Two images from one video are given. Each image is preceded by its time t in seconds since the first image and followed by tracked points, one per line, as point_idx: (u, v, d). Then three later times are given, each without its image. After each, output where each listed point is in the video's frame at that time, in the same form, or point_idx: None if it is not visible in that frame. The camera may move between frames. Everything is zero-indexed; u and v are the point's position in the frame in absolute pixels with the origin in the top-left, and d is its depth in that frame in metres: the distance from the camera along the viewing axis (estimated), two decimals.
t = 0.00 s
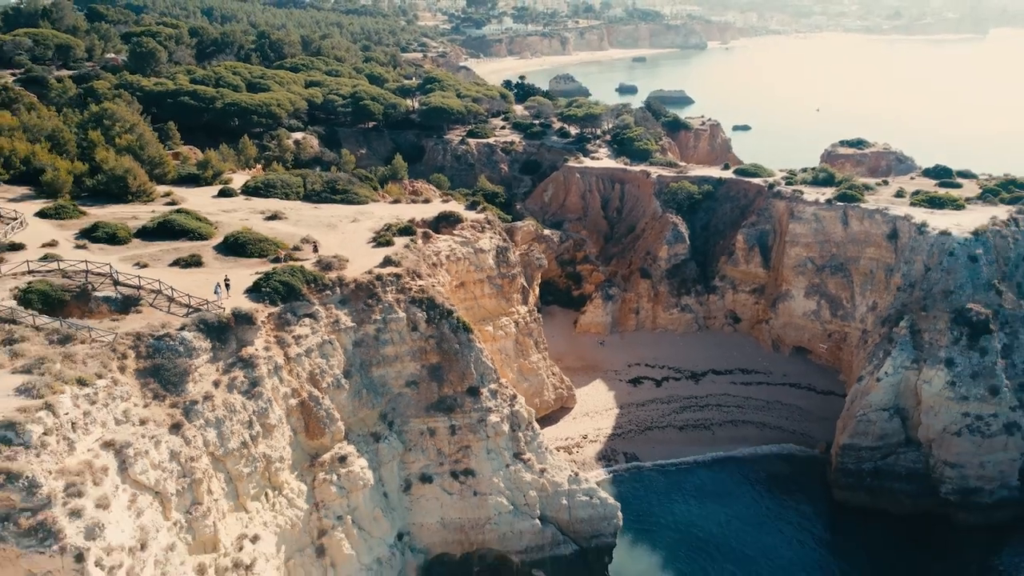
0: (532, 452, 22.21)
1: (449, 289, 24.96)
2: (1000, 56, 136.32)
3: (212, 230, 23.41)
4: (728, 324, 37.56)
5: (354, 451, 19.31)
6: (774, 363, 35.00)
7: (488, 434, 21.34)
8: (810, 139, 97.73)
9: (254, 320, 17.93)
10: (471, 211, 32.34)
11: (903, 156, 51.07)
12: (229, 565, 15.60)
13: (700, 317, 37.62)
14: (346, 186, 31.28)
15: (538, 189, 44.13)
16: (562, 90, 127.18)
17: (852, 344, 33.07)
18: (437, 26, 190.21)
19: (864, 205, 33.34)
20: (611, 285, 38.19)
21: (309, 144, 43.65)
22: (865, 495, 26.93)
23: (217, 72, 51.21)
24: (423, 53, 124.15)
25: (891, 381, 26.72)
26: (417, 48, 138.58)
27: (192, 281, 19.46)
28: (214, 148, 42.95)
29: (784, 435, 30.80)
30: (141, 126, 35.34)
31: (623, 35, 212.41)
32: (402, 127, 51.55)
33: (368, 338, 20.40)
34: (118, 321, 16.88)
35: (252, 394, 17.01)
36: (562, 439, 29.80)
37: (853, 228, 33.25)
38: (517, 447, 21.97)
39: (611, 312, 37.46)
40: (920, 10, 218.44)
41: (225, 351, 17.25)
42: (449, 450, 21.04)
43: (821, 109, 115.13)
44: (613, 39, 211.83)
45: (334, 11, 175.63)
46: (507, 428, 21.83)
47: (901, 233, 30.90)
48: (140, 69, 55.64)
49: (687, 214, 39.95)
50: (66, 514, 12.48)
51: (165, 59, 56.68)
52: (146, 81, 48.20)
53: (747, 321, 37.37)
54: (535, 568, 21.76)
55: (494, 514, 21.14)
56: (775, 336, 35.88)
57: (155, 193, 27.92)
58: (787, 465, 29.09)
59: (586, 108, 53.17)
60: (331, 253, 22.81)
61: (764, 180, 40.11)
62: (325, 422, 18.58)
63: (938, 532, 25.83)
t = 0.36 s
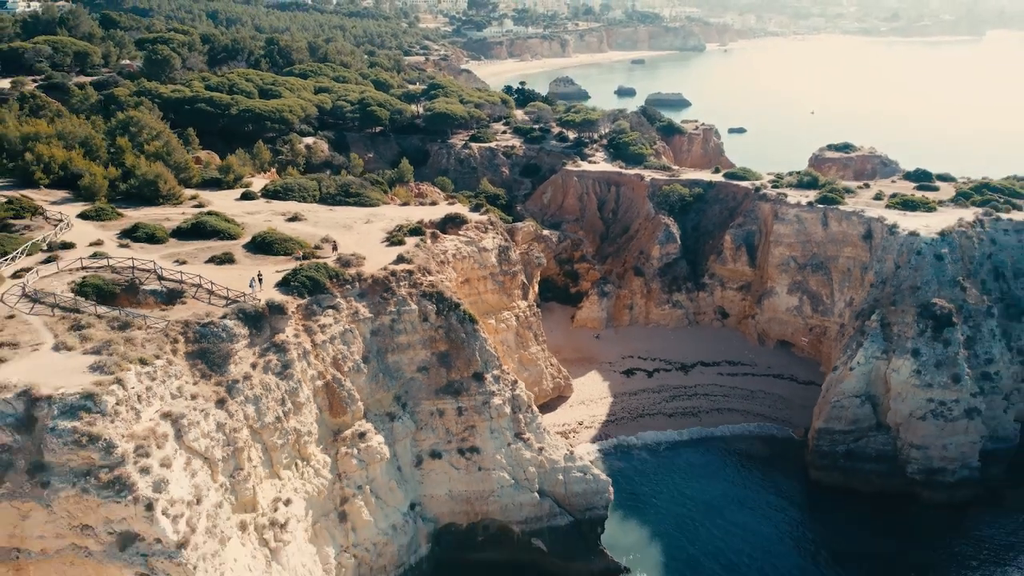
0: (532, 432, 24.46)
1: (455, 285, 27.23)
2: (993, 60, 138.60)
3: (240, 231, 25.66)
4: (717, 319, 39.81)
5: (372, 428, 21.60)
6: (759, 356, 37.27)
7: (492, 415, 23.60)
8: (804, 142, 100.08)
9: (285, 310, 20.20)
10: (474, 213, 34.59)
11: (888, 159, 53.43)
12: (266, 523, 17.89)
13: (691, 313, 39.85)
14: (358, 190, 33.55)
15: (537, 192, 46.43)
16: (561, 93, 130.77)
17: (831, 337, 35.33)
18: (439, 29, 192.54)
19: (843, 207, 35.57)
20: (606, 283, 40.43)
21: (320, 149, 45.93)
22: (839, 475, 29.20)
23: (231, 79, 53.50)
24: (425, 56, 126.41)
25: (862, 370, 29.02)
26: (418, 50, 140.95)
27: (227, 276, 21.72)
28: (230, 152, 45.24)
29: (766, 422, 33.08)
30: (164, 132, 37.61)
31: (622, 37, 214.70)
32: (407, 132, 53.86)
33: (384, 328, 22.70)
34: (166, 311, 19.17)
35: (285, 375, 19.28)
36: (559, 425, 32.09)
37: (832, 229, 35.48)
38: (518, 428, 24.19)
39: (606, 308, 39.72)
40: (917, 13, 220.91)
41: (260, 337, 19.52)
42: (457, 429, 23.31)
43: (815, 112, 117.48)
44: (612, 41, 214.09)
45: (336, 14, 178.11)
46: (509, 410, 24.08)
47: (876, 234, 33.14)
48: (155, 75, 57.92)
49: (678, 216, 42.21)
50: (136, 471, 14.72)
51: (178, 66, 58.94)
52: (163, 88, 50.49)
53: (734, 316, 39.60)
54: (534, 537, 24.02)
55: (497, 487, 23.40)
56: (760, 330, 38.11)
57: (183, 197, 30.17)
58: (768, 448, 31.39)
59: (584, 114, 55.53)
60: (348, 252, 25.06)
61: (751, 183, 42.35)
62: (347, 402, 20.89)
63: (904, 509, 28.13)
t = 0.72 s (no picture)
0: (531, 415, 26.68)
1: (460, 281, 29.44)
2: (988, 63, 140.76)
3: (263, 231, 27.88)
4: (707, 315, 41.99)
5: (386, 409, 23.85)
6: (746, 349, 39.48)
7: (494, 400, 25.81)
8: (799, 145, 102.49)
9: (309, 302, 22.44)
10: (478, 214, 36.80)
11: (873, 162, 55.71)
12: (295, 491, 20.04)
13: (683, 309, 42.01)
14: (369, 192, 35.77)
15: (537, 194, 48.65)
16: (560, 95, 133.84)
17: (813, 331, 37.53)
18: (440, 31, 194.92)
19: (824, 209, 37.75)
20: (602, 280, 42.61)
21: (329, 153, 48.16)
22: (816, 458, 31.45)
23: (243, 85, 55.77)
24: (427, 59, 128.71)
25: (839, 360, 31.29)
26: (419, 53, 143.47)
27: (256, 272, 23.96)
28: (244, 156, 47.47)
29: (751, 410, 35.33)
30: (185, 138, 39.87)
31: (621, 39, 217.03)
32: (412, 136, 56.12)
33: (397, 319, 24.97)
34: (204, 302, 21.43)
35: (310, 360, 21.53)
36: (557, 412, 34.35)
37: (814, 230, 37.67)
38: (519, 411, 26.39)
39: (602, 304, 41.93)
40: (913, 15, 223.50)
41: (288, 326, 21.76)
42: (462, 412, 25.56)
43: (811, 115, 119.81)
44: (611, 43, 216.36)
45: (339, 17, 180.67)
46: (511, 395, 26.30)
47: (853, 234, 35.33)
48: (169, 81, 60.15)
49: (671, 216, 44.38)
50: (188, 439, 16.94)
51: (191, 72, 61.17)
52: (179, 94, 52.76)
53: (723, 311, 41.77)
54: (533, 511, 26.27)
55: (499, 465, 25.65)
56: (747, 325, 40.28)
57: (206, 199, 32.37)
58: (751, 434, 33.68)
59: (582, 119, 57.87)
60: (362, 250, 27.26)
61: (740, 186, 44.51)
62: (364, 385, 23.15)
63: (876, 488, 30.42)
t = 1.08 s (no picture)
0: (530, 400, 29.05)
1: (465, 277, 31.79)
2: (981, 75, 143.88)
3: (284, 231, 30.28)
4: (698, 310, 44.29)
5: (399, 393, 26.23)
6: (734, 343, 41.83)
7: (497, 385, 28.18)
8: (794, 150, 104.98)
9: (330, 294, 24.86)
10: (481, 215, 39.16)
11: (860, 165, 58.10)
12: (319, 463, 22.32)
13: (674, 305, 44.30)
14: (379, 195, 38.15)
15: (536, 195, 51.01)
16: (560, 97, 136.68)
17: (796, 325, 39.87)
18: (441, 33, 197.59)
19: (807, 211, 40.09)
20: (598, 278, 44.94)
21: (339, 156, 50.57)
22: (796, 442, 33.82)
23: (255, 91, 58.19)
24: (429, 63, 131.28)
25: (817, 351, 33.76)
26: (420, 57, 145.98)
27: (281, 268, 26.36)
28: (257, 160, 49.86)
29: (736, 399, 37.72)
30: (203, 143, 42.23)
31: (621, 41, 219.57)
32: (417, 140, 58.52)
33: (408, 312, 27.38)
34: (236, 295, 23.83)
35: (331, 347, 23.95)
36: (555, 401, 36.73)
37: (797, 230, 39.99)
38: (519, 396, 28.74)
39: (598, 300, 44.27)
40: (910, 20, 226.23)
41: (311, 316, 24.16)
42: (468, 396, 27.95)
43: (806, 120, 122.32)
44: (610, 45, 218.82)
45: (342, 21, 183.53)
46: (512, 382, 28.65)
47: (833, 234, 37.72)
48: (182, 87, 62.57)
49: (664, 217, 46.70)
50: (229, 413, 19.31)
51: (204, 78, 63.59)
52: (194, 100, 55.11)
53: (713, 307, 44.10)
54: (532, 488, 28.62)
55: (501, 446, 28.03)
56: (736, 320, 42.62)
57: (227, 201, 34.77)
58: (737, 422, 36.08)
59: (580, 124, 60.26)
60: (375, 248, 29.62)
61: (730, 188, 46.85)
62: (380, 371, 25.57)
63: (851, 470, 32.81)
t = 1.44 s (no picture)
0: (530, 388, 31.39)
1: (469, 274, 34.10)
2: (976, 79, 146.30)
3: (302, 231, 32.60)
4: (689, 306, 46.57)
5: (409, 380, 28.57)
6: (723, 337, 44.14)
7: (499, 374, 30.52)
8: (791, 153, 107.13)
9: (347, 289, 27.18)
10: (483, 216, 41.48)
11: (848, 168, 60.44)
12: (338, 441, 24.60)
13: (667, 301, 46.59)
14: (388, 197, 40.48)
15: (536, 197, 53.41)
16: (560, 100, 139.29)
17: (781, 320, 42.17)
18: (442, 36, 200.09)
19: (791, 212, 42.38)
20: (595, 276, 47.22)
21: (347, 160, 52.92)
22: (779, 428, 36.15)
23: (266, 97, 60.54)
24: (430, 65, 133.71)
25: (798, 343, 36.13)
26: (422, 60, 148.48)
27: (301, 265, 28.69)
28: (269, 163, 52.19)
29: (724, 389, 40.07)
30: (220, 147, 44.54)
31: (620, 44, 222.01)
32: (422, 143, 60.85)
33: (417, 305, 29.70)
34: (262, 289, 26.14)
35: (349, 337, 26.30)
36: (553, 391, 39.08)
37: (782, 230, 42.25)
38: (520, 384, 31.07)
39: (595, 297, 46.56)
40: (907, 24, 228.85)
41: (330, 308, 26.48)
42: (472, 384, 30.30)
43: (803, 123, 124.62)
44: (609, 48, 221.22)
45: (345, 24, 186.12)
46: (513, 370, 30.98)
47: (814, 234, 39.99)
48: (195, 92, 64.89)
49: (657, 218, 49.01)
50: (261, 393, 21.64)
51: (215, 83, 65.90)
52: (207, 106, 57.43)
53: (704, 304, 46.35)
54: (532, 469, 30.93)
55: (503, 429, 30.35)
56: (725, 316, 44.91)
57: (246, 203, 37.08)
58: (724, 411, 38.42)
59: (578, 128, 62.65)
60: (386, 247, 31.93)
61: (720, 190, 49.14)
62: (392, 359, 27.91)
63: (829, 454, 35.16)
